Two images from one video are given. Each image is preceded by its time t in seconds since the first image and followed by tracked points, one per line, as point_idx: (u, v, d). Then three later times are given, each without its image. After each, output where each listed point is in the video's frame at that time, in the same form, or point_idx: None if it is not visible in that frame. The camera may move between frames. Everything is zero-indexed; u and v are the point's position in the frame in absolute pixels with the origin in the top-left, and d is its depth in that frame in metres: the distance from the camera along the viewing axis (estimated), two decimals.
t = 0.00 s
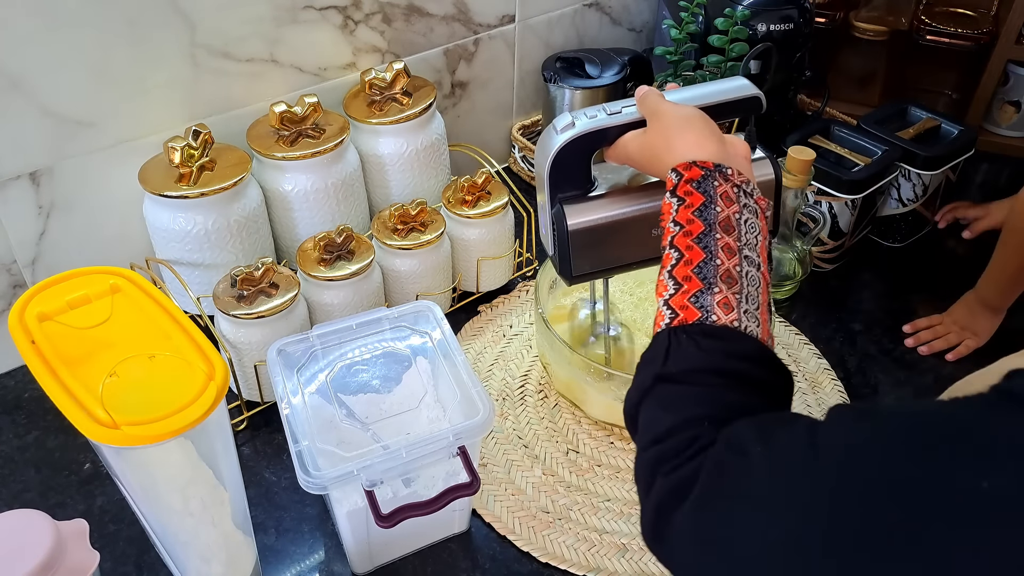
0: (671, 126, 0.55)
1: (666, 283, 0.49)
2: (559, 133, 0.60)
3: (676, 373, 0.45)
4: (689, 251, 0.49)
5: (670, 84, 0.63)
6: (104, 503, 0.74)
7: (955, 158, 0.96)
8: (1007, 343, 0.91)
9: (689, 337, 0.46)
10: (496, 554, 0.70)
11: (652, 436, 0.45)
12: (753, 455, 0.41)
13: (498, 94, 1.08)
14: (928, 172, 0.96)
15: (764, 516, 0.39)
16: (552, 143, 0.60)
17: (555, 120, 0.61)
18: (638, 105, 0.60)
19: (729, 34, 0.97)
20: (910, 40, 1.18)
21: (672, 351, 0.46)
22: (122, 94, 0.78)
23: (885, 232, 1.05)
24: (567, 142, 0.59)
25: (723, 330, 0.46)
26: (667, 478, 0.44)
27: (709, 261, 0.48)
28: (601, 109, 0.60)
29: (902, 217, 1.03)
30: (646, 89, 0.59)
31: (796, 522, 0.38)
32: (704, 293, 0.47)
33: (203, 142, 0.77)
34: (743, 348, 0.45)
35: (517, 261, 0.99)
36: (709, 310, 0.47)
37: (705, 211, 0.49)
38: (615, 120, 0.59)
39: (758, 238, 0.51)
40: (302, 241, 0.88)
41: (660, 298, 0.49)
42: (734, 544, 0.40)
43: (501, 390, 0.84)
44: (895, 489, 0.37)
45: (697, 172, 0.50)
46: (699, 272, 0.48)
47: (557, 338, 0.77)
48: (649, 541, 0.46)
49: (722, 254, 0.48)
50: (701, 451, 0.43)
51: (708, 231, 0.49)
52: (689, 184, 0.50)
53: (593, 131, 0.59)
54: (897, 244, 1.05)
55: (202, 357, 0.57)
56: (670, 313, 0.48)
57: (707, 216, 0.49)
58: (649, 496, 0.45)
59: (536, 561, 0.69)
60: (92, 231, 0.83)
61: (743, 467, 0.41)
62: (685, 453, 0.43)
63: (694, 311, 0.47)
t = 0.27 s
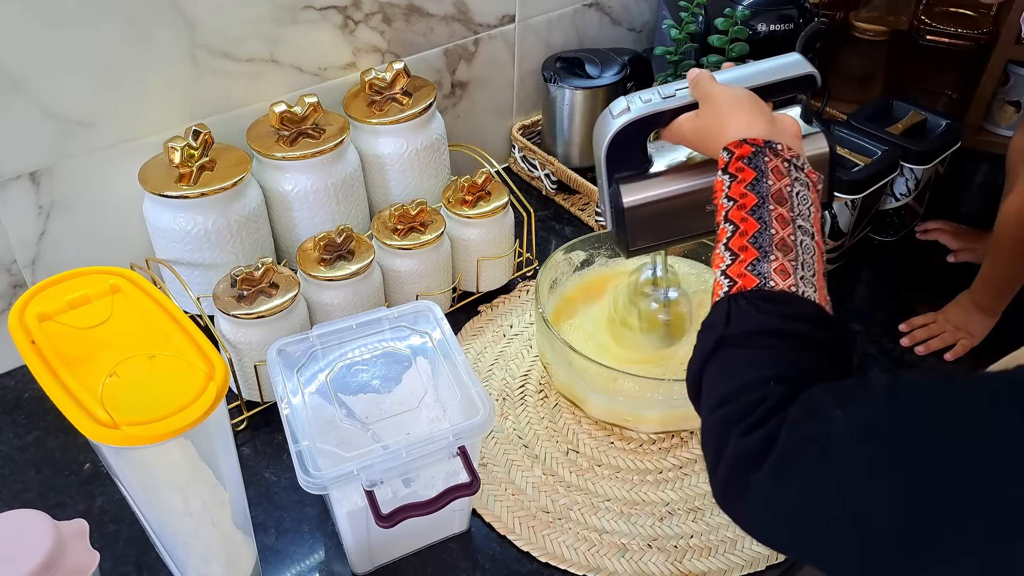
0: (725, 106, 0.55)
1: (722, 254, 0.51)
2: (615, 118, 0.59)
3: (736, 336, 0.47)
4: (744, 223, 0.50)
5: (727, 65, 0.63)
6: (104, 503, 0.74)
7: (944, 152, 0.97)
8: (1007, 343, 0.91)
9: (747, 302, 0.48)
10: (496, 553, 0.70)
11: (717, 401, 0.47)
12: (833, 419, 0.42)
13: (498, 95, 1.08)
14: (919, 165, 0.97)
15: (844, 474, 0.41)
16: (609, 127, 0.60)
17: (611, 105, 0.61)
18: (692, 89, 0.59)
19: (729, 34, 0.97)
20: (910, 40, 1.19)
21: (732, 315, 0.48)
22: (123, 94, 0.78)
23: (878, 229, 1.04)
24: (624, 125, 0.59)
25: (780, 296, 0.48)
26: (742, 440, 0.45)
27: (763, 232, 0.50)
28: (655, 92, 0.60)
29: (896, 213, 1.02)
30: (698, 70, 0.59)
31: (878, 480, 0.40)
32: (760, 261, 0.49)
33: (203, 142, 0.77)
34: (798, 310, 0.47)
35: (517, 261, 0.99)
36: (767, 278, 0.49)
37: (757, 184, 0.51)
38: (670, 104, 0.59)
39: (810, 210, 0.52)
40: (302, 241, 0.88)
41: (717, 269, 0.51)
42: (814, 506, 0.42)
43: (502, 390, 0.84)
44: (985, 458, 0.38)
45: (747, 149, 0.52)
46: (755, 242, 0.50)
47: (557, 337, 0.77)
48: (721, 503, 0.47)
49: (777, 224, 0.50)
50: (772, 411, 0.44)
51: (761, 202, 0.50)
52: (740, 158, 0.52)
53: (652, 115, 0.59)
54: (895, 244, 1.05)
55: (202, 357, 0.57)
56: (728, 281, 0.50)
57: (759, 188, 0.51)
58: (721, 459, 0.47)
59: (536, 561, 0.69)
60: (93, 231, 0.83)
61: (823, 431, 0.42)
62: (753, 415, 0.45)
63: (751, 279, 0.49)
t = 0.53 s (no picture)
0: (682, 125, 0.53)
1: (668, 280, 0.47)
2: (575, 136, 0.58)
3: (680, 369, 0.43)
4: (695, 249, 0.46)
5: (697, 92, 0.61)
6: (104, 503, 0.74)
7: (946, 152, 0.97)
8: (1006, 343, 0.91)
9: (693, 334, 0.44)
10: (496, 553, 0.70)
11: (658, 437, 0.43)
12: (781, 463, 0.39)
13: (498, 95, 1.08)
14: (922, 166, 0.97)
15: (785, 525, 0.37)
16: (569, 146, 0.58)
17: (573, 123, 0.59)
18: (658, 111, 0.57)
19: (729, 34, 0.97)
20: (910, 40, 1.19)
21: (677, 345, 0.44)
22: (122, 94, 0.78)
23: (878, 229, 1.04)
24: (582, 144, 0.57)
25: (726, 328, 0.44)
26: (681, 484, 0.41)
27: (713, 259, 0.46)
28: (619, 113, 0.58)
29: (896, 213, 1.02)
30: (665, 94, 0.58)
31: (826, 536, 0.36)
32: (709, 292, 0.46)
33: (203, 142, 0.77)
34: (746, 348, 0.44)
35: (517, 261, 0.99)
36: (714, 310, 0.45)
37: (712, 210, 0.46)
38: (632, 123, 0.57)
39: (765, 241, 0.48)
40: (302, 241, 0.88)
41: (662, 296, 0.47)
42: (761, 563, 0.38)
43: (501, 390, 0.84)
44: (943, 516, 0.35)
45: (707, 170, 0.47)
46: (704, 271, 0.46)
47: (556, 337, 0.77)
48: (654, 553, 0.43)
49: (729, 254, 0.46)
50: (712, 455, 0.41)
51: (715, 229, 0.46)
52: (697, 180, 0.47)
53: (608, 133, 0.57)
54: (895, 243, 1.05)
55: (202, 357, 0.57)
56: (672, 311, 0.46)
57: (714, 214, 0.46)
58: (656, 508, 0.42)
59: (535, 561, 0.69)
60: (92, 231, 0.83)
61: (770, 477, 0.39)
62: (696, 457, 0.41)
63: (696, 311, 0.45)
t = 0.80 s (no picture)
0: (685, 105, 0.57)
1: (670, 258, 0.52)
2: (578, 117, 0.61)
3: (676, 343, 0.48)
4: (694, 226, 0.51)
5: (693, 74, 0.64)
6: (104, 503, 0.74)
7: (946, 152, 0.97)
8: (1006, 342, 0.91)
9: (691, 308, 0.49)
10: (496, 553, 0.70)
11: (655, 406, 0.48)
12: (761, 437, 0.43)
13: (498, 95, 1.08)
14: (921, 166, 0.97)
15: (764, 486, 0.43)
16: (570, 125, 0.61)
17: (575, 106, 0.62)
18: (656, 92, 0.61)
19: (729, 34, 0.97)
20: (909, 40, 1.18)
21: (674, 321, 0.49)
22: (123, 94, 0.78)
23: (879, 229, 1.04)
24: (584, 125, 0.60)
25: (723, 301, 0.49)
26: (674, 452, 0.46)
27: (711, 233, 0.51)
28: (620, 96, 0.61)
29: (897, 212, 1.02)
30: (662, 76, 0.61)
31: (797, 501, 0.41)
32: (707, 266, 0.50)
33: (203, 142, 0.77)
34: (745, 321, 0.48)
35: (517, 261, 0.99)
36: (712, 283, 0.49)
37: (709, 188, 0.51)
38: (632, 105, 0.60)
39: (762, 214, 0.53)
40: (302, 241, 0.88)
41: (665, 272, 0.52)
42: (740, 522, 0.43)
43: (501, 390, 0.84)
44: (899, 490, 0.40)
45: (704, 150, 0.52)
46: (703, 246, 0.51)
47: (557, 337, 0.77)
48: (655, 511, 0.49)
49: (723, 228, 0.50)
50: (703, 424, 0.45)
51: (713, 206, 0.51)
52: (697, 159, 0.52)
53: (611, 114, 0.60)
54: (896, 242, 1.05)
55: (202, 357, 0.57)
56: (674, 285, 0.51)
57: (711, 192, 0.51)
58: (655, 470, 0.48)
59: (535, 561, 0.69)
60: (92, 231, 0.83)
61: (750, 449, 0.43)
62: (686, 425, 0.46)
63: (695, 284, 0.50)
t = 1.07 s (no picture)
0: (716, 117, 0.57)
1: (712, 274, 0.52)
2: (603, 122, 0.59)
3: (722, 362, 0.48)
4: (736, 242, 0.52)
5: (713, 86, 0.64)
6: (104, 503, 0.74)
7: (945, 152, 0.97)
8: (1005, 342, 0.91)
9: (737, 326, 0.49)
10: (496, 553, 0.70)
11: (703, 426, 0.48)
12: (817, 464, 0.42)
13: (498, 94, 1.08)
14: (922, 166, 0.97)
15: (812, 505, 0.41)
16: (591, 131, 0.60)
17: (596, 109, 0.61)
18: (682, 102, 0.60)
19: (729, 34, 0.97)
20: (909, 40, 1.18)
21: (720, 340, 0.49)
22: (123, 94, 0.78)
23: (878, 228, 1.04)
24: (607, 132, 0.59)
25: (768, 318, 0.49)
26: (723, 474, 0.46)
27: (755, 250, 0.51)
28: (644, 103, 0.61)
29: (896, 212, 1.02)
30: (691, 86, 0.61)
31: (849, 524, 0.40)
32: (752, 283, 0.51)
33: (203, 142, 0.77)
34: (789, 338, 0.48)
35: (517, 261, 0.99)
36: (758, 300, 0.50)
37: (750, 203, 0.52)
38: (658, 115, 0.60)
39: (801, 230, 0.54)
40: (302, 241, 0.88)
41: (706, 289, 0.52)
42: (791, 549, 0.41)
43: (501, 389, 0.84)
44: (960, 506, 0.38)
45: (744, 165, 0.53)
46: (746, 262, 0.51)
47: (557, 337, 0.77)
48: (705, 536, 0.47)
49: (767, 245, 0.51)
50: (754, 445, 0.45)
51: (755, 221, 0.52)
52: (736, 176, 0.53)
53: (637, 123, 0.59)
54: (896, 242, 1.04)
55: (202, 357, 0.57)
56: (717, 303, 0.51)
57: (752, 207, 0.52)
58: (702, 493, 0.47)
59: (535, 561, 0.69)
60: (92, 231, 0.83)
61: (804, 476, 0.42)
62: (735, 445, 0.45)
63: (740, 301, 0.50)
